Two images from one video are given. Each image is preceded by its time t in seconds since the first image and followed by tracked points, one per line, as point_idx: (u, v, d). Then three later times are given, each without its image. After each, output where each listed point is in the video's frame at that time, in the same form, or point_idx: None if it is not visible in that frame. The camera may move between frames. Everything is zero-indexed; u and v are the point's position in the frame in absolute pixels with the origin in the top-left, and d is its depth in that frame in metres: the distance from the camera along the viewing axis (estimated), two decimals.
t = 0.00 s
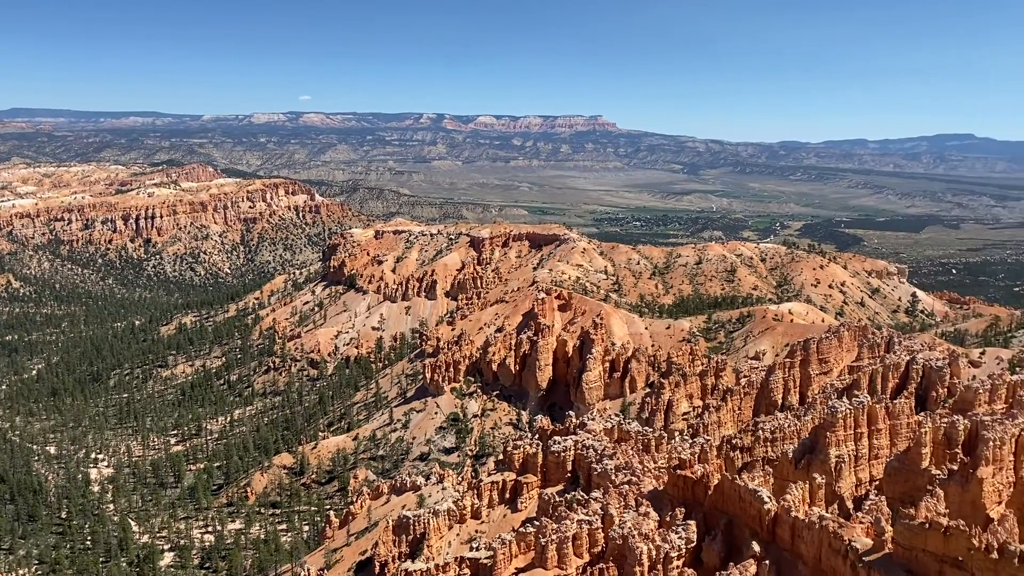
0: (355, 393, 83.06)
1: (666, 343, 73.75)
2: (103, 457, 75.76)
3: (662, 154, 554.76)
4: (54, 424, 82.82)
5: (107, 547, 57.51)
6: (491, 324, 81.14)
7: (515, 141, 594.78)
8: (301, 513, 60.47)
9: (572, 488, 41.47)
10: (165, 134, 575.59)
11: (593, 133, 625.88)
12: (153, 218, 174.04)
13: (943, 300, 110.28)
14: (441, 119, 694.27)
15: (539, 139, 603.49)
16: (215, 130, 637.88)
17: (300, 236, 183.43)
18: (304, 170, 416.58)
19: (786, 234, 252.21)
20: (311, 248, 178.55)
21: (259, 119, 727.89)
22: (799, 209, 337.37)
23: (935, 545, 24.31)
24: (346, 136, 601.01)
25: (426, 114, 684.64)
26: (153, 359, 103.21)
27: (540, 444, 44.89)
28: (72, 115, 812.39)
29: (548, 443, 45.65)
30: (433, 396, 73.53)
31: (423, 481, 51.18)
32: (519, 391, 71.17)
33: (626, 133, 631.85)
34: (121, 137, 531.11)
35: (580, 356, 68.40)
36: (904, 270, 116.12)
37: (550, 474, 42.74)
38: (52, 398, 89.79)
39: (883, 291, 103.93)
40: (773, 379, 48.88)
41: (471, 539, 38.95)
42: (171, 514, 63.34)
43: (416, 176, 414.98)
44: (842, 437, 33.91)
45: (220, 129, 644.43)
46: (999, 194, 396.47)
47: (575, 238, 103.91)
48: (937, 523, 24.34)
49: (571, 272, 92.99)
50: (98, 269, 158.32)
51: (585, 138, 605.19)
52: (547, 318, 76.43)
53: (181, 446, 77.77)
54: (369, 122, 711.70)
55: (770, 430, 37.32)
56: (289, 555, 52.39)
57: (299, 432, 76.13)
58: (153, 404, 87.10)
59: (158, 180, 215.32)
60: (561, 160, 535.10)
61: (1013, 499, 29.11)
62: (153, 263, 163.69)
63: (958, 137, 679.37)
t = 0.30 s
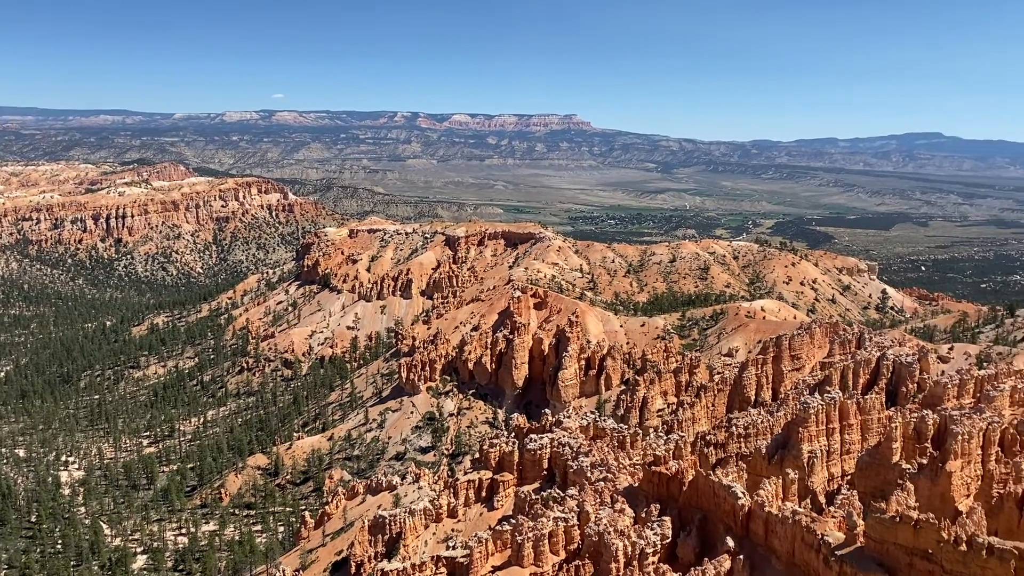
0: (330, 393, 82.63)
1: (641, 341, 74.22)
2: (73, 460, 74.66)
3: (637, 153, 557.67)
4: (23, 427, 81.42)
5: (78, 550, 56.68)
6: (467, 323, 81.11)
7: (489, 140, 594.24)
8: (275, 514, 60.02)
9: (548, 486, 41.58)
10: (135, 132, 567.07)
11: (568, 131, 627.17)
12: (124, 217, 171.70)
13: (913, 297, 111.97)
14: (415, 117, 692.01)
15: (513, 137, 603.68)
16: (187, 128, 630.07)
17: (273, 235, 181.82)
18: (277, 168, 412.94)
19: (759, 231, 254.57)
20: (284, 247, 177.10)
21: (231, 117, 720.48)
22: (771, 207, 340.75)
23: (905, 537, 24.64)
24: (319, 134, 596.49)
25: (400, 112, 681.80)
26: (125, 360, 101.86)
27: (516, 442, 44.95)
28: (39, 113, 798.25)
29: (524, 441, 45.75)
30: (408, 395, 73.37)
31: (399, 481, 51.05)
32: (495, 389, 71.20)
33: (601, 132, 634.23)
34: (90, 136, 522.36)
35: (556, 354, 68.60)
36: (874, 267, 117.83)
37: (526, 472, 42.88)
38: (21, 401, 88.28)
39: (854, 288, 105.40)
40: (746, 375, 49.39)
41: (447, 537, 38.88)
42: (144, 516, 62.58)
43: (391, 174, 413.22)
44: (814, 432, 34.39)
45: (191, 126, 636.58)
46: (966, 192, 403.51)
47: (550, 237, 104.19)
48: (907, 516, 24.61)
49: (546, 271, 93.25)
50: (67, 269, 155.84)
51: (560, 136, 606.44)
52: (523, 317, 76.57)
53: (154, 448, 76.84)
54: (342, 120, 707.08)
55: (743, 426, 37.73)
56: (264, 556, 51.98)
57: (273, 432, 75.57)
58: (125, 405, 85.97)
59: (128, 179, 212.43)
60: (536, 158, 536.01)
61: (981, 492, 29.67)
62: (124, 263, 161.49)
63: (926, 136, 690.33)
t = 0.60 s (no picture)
0: (302, 393, 81.91)
1: (615, 338, 74.47)
2: (40, 463, 73.24)
3: (609, 151, 559.80)
4: None
5: (46, 554, 55.58)
6: (441, 321, 80.82)
7: (463, 137, 592.74)
8: (248, 515, 59.29)
9: (523, 484, 41.58)
10: (101, 130, 557.37)
11: (541, 129, 627.77)
12: (91, 216, 168.93)
13: (882, 293, 113.52)
14: (388, 115, 688.37)
15: (486, 135, 602.84)
16: (155, 125, 621.40)
17: (244, 234, 179.75)
18: (247, 166, 408.26)
19: (731, 229, 256.67)
20: (255, 246, 175.15)
21: (200, 115, 711.51)
22: (743, 205, 343.83)
23: (875, 530, 24.82)
24: (290, 131, 590.85)
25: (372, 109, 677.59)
26: (93, 360, 100.15)
27: (491, 440, 44.82)
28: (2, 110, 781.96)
29: (498, 439, 45.64)
30: (382, 394, 72.94)
31: (373, 481, 50.71)
32: (469, 387, 71.01)
33: (574, 130, 635.59)
34: (54, 134, 512.79)
35: (531, 352, 68.60)
36: (844, 264, 119.34)
37: (501, 470, 42.80)
38: None
39: (824, 284, 106.64)
40: (719, 371, 49.77)
41: (421, 537, 38.67)
42: (114, 519, 61.56)
43: (363, 172, 410.49)
44: (785, 427, 34.75)
45: (160, 124, 627.86)
46: (932, 189, 410.36)
47: (524, 235, 104.17)
48: (878, 510, 24.83)
49: (520, 268, 93.20)
50: (33, 269, 152.92)
51: (533, 134, 606.80)
52: (497, 315, 76.47)
53: (123, 450, 75.66)
54: (314, 117, 701.30)
55: (716, 422, 38.01)
56: (237, 557, 51.29)
57: (245, 433, 74.73)
58: (94, 407, 84.54)
59: (95, 177, 208.86)
60: (509, 156, 535.99)
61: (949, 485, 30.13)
62: (91, 263, 158.78)
63: (894, 134, 700.84)
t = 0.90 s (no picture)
0: (274, 393, 81.10)
1: (588, 335, 74.70)
2: (6, 466, 71.75)
3: (582, 149, 561.48)
4: None
5: (13, 559, 54.46)
6: (414, 319, 80.48)
7: (435, 134, 590.62)
8: (220, 516, 58.54)
9: (497, 481, 41.53)
10: (66, 127, 547.30)
11: (514, 127, 627.59)
12: (56, 215, 165.89)
13: (851, 288, 115.06)
14: (359, 112, 684.12)
15: (458, 132, 601.31)
16: (122, 123, 611.68)
17: (213, 232, 177.49)
18: (216, 164, 403.21)
19: (702, 226, 258.67)
20: (225, 244, 173.04)
21: (168, 112, 701.46)
22: (714, 202, 346.78)
23: (846, 523, 25.11)
24: (260, 128, 584.66)
25: (343, 106, 672.60)
26: (59, 362, 98.33)
27: (465, 438, 44.69)
28: None
29: (472, 437, 45.51)
30: (355, 393, 72.45)
31: (346, 480, 50.32)
32: (443, 386, 70.77)
33: (546, 127, 636.34)
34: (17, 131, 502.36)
35: (504, 349, 68.55)
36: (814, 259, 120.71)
37: (475, 468, 42.66)
38: None
39: (794, 280, 107.87)
40: (691, 367, 50.08)
41: (395, 536, 38.41)
42: (82, 522, 60.49)
43: (334, 169, 407.32)
44: (757, 422, 35.09)
45: (127, 121, 618.40)
46: (900, 186, 416.89)
47: (497, 232, 104.08)
48: (848, 502, 25.11)
49: (493, 266, 93.10)
50: None
51: (505, 131, 606.44)
52: (471, 313, 76.30)
53: (91, 452, 74.40)
54: (284, 114, 694.80)
55: (688, 417, 38.28)
56: (208, 559, 50.58)
57: (216, 433, 73.83)
58: (61, 409, 83.04)
59: (60, 176, 205.06)
60: (481, 153, 535.01)
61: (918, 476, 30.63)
62: (57, 263, 155.92)
63: (861, 131, 710.81)
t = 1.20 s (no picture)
0: (244, 393, 80.28)
1: (560, 332, 74.87)
2: None
3: (553, 146, 562.42)
4: None
5: None
6: (386, 317, 80.10)
7: (406, 132, 587.85)
8: (190, 518, 57.81)
9: (471, 479, 41.50)
10: (29, 124, 536.79)
11: (485, 124, 626.80)
12: (19, 214, 162.58)
13: (819, 284, 116.55)
14: (330, 109, 678.92)
15: (430, 130, 599.05)
16: (86, 121, 601.31)
17: (182, 231, 175.08)
18: (184, 162, 397.69)
19: (673, 222, 260.52)
20: (193, 243, 170.71)
21: (134, 109, 690.37)
22: (684, 199, 349.31)
23: (815, 516, 25.44)
24: (229, 126, 577.67)
25: (312, 103, 666.94)
26: (23, 363, 96.40)
27: (437, 436, 44.63)
28: None
29: (446, 435, 45.42)
30: (326, 393, 71.92)
31: (318, 480, 49.99)
32: (415, 384, 70.57)
33: (518, 124, 636.49)
34: None
35: (477, 347, 68.51)
36: (782, 255, 122.07)
37: (448, 466, 42.55)
38: None
39: (764, 276, 109.05)
40: (662, 363, 50.43)
41: (368, 535, 38.21)
42: (49, 525, 59.42)
43: (303, 167, 403.55)
44: (727, 417, 35.49)
45: (91, 118, 607.85)
46: (867, 182, 423.19)
47: (469, 230, 103.90)
48: (817, 495, 25.44)
49: (465, 264, 92.94)
50: None
51: (477, 128, 605.40)
52: (443, 310, 76.11)
53: (57, 455, 73.10)
54: (253, 111, 687.21)
55: (660, 413, 38.56)
56: (179, 561, 49.87)
57: (186, 434, 72.93)
58: (26, 411, 81.50)
59: (22, 174, 201.00)
60: (453, 151, 533.32)
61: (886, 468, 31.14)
62: (20, 263, 152.76)
63: (828, 128, 720.32)
